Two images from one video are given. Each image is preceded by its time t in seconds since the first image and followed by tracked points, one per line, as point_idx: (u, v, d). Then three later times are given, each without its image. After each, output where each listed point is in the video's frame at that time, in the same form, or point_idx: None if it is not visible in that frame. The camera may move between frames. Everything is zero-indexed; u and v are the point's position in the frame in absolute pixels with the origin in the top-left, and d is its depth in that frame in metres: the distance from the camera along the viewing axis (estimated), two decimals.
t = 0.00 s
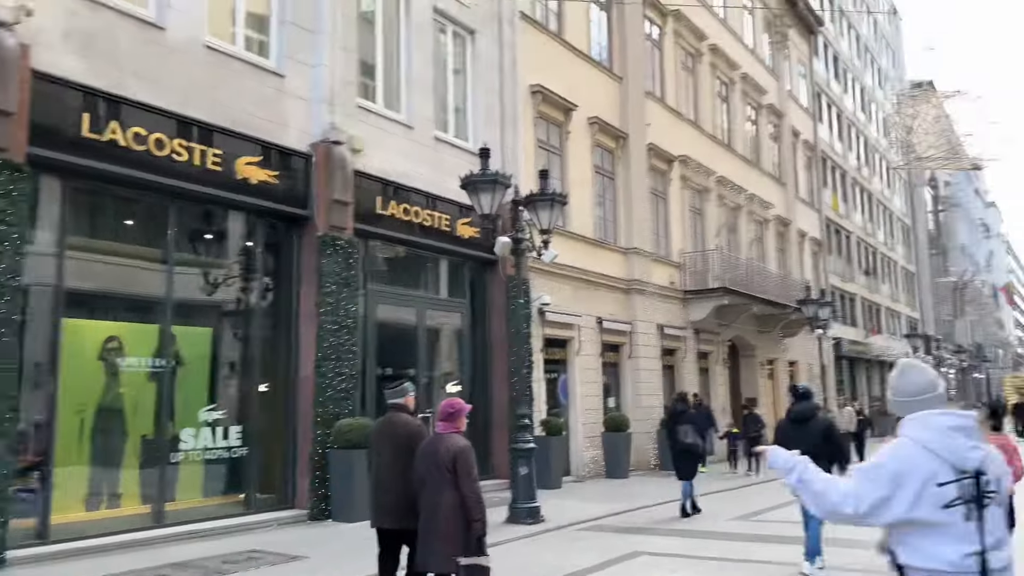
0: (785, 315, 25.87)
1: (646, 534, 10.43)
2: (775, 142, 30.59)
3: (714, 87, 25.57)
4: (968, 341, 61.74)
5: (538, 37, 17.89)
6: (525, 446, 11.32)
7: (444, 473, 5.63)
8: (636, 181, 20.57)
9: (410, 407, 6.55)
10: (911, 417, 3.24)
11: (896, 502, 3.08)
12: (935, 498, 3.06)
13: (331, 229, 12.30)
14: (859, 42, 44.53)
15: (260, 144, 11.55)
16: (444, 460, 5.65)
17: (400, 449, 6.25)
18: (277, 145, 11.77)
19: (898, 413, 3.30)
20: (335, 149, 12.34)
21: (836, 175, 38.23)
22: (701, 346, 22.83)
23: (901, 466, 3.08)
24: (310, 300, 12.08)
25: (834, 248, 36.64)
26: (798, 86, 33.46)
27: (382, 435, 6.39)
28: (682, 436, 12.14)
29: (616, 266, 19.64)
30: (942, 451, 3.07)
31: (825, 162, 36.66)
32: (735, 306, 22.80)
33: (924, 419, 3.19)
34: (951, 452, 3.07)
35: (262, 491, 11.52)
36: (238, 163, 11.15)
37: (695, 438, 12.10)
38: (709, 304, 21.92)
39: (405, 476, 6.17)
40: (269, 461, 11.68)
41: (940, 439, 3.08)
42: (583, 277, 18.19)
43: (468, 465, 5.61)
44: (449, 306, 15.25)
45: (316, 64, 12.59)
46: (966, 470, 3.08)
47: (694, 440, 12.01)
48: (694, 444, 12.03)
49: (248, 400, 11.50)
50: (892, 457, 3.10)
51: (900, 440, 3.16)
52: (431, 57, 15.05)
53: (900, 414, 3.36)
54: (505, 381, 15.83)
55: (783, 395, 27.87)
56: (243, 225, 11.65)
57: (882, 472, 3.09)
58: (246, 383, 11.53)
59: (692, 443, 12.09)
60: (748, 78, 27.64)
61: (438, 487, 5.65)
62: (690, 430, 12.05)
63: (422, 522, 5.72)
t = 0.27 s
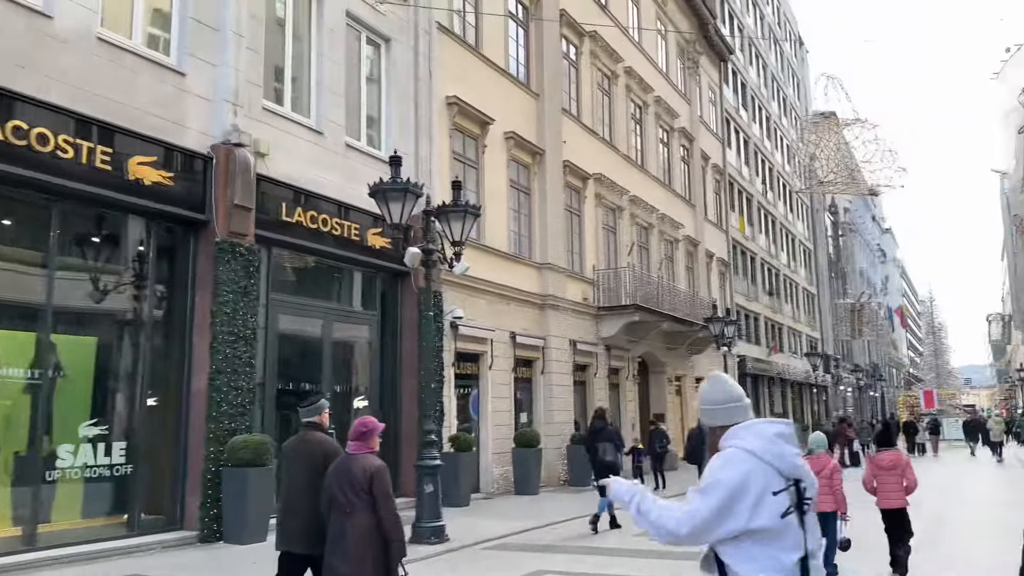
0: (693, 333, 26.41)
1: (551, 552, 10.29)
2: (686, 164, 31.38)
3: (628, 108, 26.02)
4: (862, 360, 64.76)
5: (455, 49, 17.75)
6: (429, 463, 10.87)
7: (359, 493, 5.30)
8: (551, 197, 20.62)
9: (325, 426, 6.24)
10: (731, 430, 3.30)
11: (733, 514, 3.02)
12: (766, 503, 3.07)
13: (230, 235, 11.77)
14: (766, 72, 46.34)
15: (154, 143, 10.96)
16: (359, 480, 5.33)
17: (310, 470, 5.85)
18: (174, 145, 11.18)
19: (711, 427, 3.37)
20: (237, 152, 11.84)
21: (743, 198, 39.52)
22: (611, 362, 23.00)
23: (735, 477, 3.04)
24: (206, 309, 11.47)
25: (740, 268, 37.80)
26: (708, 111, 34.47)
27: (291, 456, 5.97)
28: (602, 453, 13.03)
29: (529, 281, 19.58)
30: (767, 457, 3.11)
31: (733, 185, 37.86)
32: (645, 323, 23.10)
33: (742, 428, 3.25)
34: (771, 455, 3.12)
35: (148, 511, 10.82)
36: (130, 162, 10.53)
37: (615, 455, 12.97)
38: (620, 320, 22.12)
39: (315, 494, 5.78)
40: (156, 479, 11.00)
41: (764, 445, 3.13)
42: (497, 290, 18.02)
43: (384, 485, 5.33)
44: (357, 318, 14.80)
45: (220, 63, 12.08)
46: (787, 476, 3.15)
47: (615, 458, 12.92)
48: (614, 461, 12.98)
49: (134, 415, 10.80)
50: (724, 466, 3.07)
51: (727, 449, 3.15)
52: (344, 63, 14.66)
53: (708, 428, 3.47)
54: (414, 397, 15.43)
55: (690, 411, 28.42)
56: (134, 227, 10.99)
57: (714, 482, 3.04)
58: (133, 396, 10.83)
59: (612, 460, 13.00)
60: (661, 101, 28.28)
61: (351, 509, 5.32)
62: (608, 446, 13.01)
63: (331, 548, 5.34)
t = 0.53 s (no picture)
0: (607, 346, 26.59)
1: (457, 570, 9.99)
2: (603, 179, 31.73)
3: (547, 122, 26.10)
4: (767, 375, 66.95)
5: (371, 53, 17.36)
6: (331, 479, 10.47)
7: (271, 506, 5.15)
8: (468, 206, 20.38)
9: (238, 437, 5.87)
10: (541, 452, 2.99)
11: (549, 544, 2.71)
12: (584, 531, 2.79)
13: (122, 236, 11.08)
14: (681, 93, 47.52)
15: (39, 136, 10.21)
16: (271, 492, 5.19)
17: (215, 483, 5.57)
18: (60, 138, 10.44)
19: (518, 448, 3.04)
20: (131, 148, 11.18)
21: (657, 215, 40.28)
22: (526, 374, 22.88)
23: (553, 504, 2.73)
24: (92, 314, 10.71)
25: (653, 284, 38.44)
26: (625, 128, 35.02)
27: (197, 470, 5.68)
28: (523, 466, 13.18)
29: (444, 291, 19.27)
30: (581, 478, 2.84)
31: (648, 202, 38.54)
32: (560, 335, 23.08)
33: (550, 451, 2.96)
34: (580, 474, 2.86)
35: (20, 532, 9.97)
36: (9, 154, 9.77)
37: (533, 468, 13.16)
38: (534, 332, 22.01)
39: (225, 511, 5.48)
40: (31, 497, 10.16)
41: (581, 467, 2.86)
42: (410, 300, 17.65)
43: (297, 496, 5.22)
44: (259, 326, 14.19)
45: (116, 54, 11.39)
46: (598, 499, 2.90)
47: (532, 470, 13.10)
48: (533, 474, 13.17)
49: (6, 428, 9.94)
50: (542, 490, 2.76)
51: (541, 471, 2.84)
52: (252, 61, 14.08)
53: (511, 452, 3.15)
54: (319, 408, 14.91)
55: (603, 423, 28.60)
56: (13, 225, 10.18)
57: (531, 509, 2.72)
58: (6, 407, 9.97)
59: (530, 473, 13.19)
60: (579, 116, 28.51)
61: (261, 522, 5.15)
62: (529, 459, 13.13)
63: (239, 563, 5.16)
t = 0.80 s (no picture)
0: (522, 358, 26.50)
1: None
2: (522, 191, 31.75)
3: (466, 131, 25.91)
4: (677, 388, 68.37)
5: (283, 52, 16.82)
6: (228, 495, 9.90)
7: (165, 525, 4.78)
8: (384, 213, 19.95)
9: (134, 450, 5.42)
10: (336, 453, 2.91)
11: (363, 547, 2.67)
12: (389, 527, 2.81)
13: (1, 234, 10.27)
14: (599, 109, 48.20)
15: None
16: (166, 511, 4.80)
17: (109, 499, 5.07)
18: None
19: (311, 449, 2.91)
20: (15, 141, 10.41)
21: (575, 228, 40.62)
22: (440, 385, 22.52)
23: (365, 501, 2.70)
24: None
25: (570, 296, 38.66)
26: (544, 141, 35.19)
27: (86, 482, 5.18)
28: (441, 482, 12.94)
29: (357, 299, 18.76)
30: (378, 478, 2.82)
31: (566, 215, 38.81)
32: (475, 346, 22.82)
33: (343, 450, 2.89)
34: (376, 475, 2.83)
35: None
36: None
37: (453, 484, 12.94)
38: (450, 343, 21.68)
39: (117, 528, 5.04)
40: None
41: (377, 467, 2.83)
42: (320, 307, 17.12)
43: (196, 516, 4.86)
44: (155, 332, 13.44)
45: (2, 39, 10.59)
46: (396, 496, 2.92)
47: (452, 487, 12.87)
48: (453, 491, 12.92)
49: None
50: (347, 493, 2.68)
51: (340, 473, 2.75)
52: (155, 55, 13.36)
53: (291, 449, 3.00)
54: (218, 419, 14.22)
55: (518, 435, 28.45)
56: None
57: (337, 512, 2.63)
58: None
59: (451, 489, 12.93)
60: (498, 127, 28.44)
61: (154, 543, 4.76)
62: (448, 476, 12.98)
63: None
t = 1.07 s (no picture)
0: (444, 362, 26.13)
1: None
2: (447, 193, 31.40)
3: (391, 131, 25.41)
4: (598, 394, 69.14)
5: (197, 40, 16.07)
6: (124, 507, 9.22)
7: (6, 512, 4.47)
8: (302, 211, 19.32)
9: None
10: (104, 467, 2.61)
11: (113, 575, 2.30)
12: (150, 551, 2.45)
13: None
14: (526, 115, 48.29)
15: None
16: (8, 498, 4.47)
17: None
18: None
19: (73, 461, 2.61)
20: None
21: (500, 233, 40.48)
22: (359, 390, 21.92)
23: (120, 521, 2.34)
24: None
25: (494, 301, 38.47)
26: (471, 145, 34.95)
27: None
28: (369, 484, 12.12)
29: (271, 299, 18.06)
30: (137, 503, 2.43)
31: (491, 219, 38.64)
32: (396, 350, 22.31)
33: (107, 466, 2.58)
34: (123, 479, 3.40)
35: None
36: None
37: (383, 486, 12.18)
38: (370, 346, 21.12)
39: None
40: None
41: (139, 492, 2.45)
42: (231, 307, 16.41)
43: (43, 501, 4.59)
44: (50, 332, 12.55)
45: None
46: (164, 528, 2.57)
47: (380, 489, 12.11)
48: (381, 492, 12.20)
49: None
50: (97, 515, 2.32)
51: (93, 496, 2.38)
52: (55, 35, 12.48)
53: (41, 451, 2.65)
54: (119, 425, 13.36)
55: (438, 441, 28.05)
56: None
57: (90, 539, 2.26)
58: None
59: (380, 491, 12.20)
60: (424, 128, 28.03)
61: None
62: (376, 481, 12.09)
63: None
